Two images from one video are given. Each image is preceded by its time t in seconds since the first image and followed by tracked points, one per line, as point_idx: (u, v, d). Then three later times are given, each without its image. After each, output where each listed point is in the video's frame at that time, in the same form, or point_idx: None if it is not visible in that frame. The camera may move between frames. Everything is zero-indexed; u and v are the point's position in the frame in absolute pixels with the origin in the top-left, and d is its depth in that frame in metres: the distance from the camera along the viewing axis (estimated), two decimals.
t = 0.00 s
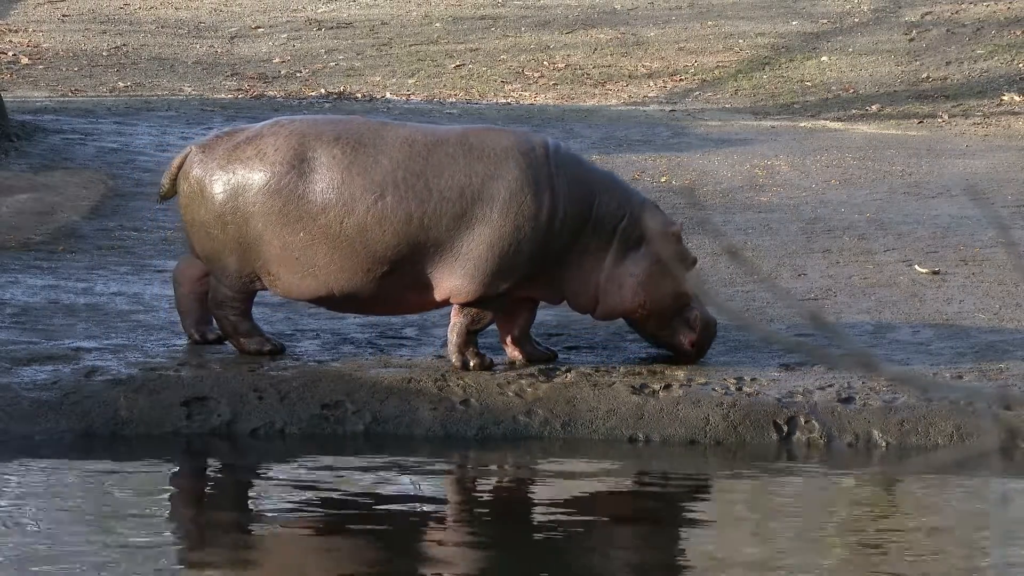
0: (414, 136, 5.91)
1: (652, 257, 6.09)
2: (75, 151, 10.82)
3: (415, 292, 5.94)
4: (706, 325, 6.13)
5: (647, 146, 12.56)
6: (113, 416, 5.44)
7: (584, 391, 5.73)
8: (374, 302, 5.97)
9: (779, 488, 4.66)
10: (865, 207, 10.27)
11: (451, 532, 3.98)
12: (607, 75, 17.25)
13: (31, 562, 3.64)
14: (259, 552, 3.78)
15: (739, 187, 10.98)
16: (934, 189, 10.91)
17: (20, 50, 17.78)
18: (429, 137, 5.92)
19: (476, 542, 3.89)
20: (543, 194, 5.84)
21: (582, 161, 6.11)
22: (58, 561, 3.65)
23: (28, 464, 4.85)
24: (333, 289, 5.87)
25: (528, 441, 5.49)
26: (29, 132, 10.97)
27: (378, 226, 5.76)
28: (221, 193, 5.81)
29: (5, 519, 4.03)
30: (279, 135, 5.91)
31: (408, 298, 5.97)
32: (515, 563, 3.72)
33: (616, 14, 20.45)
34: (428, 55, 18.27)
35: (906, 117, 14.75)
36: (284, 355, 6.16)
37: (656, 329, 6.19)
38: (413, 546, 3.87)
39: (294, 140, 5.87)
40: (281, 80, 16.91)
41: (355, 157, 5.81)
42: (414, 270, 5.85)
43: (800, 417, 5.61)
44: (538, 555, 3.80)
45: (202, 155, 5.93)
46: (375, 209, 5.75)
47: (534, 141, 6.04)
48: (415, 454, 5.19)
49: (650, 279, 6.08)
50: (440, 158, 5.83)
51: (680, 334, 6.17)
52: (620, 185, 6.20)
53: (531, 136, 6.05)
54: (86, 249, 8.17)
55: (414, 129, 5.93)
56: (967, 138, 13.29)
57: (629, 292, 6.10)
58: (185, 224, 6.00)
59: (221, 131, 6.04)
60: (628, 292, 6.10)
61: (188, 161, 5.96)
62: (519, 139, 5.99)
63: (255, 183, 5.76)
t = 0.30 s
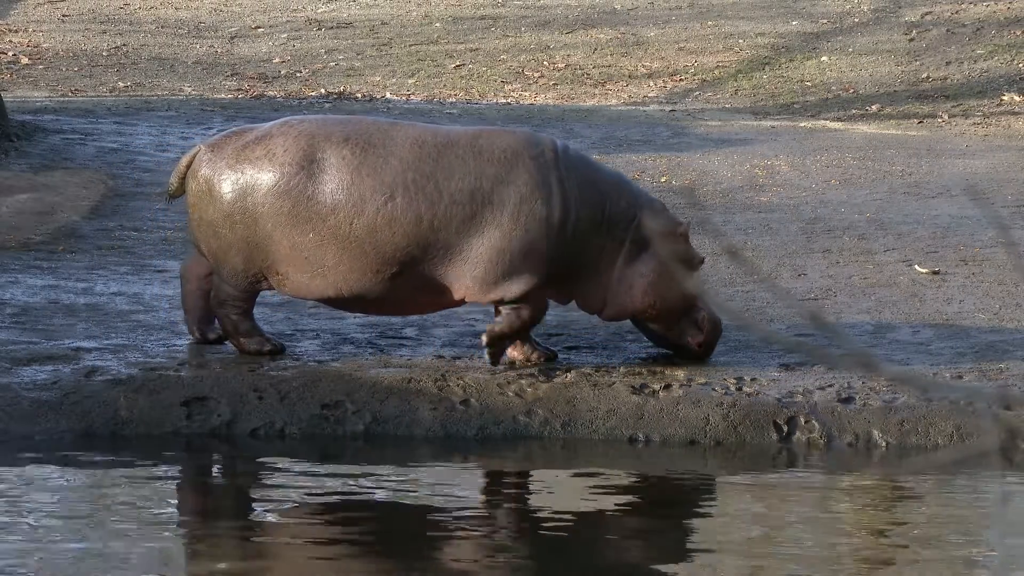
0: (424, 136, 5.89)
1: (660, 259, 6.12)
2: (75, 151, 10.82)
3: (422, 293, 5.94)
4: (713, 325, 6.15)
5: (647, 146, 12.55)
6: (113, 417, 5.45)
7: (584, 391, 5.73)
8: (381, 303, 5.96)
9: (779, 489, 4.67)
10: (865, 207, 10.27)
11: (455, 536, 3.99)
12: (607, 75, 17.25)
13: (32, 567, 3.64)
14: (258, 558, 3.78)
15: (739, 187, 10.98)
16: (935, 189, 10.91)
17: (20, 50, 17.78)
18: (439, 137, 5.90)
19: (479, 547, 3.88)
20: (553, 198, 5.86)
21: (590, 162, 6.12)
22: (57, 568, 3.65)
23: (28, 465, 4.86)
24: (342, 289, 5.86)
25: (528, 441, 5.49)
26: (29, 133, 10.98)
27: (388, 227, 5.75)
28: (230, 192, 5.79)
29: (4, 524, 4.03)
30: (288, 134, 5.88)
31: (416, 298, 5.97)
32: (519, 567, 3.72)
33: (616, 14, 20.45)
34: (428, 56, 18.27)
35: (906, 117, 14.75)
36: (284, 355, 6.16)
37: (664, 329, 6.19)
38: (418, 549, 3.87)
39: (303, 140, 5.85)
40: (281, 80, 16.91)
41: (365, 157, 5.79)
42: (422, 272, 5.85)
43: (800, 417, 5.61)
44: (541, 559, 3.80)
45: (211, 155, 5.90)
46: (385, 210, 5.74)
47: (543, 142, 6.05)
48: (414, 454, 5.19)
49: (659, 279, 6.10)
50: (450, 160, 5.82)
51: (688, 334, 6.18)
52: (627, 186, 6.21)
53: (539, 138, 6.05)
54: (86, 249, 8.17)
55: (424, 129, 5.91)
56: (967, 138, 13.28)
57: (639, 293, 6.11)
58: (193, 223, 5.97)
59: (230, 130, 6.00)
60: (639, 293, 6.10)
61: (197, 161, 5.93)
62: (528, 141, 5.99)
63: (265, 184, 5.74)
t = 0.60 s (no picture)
0: (430, 137, 5.90)
1: (666, 257, 6.13)
2: (75, 151, 10.82)
3: (428, 296, 5.94)
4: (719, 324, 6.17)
5: (647, 146, 12.55)
6: (113, 417, 5.45)
7: (584, 391, 5.73)
8: (388, 304, 5.98)
9: (779, 489, 4.66)
10: (865, 207, 10.27)
11: (458, 536, 4.00)
12: (607, 75, 17.25)
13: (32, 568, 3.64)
14: (259, 560, 3.78)
15: (739, 187, 10.98)
16: (935, 189, 10.91)
17: (20, 50, 17.78)
18: (445, 138, 5.91)
19: (483, 548, 3.89)
20: (561, 201, 5.86)
21: (599, 164, 6.11)
22: (57, 568, 3.65)
23: (28, 465, 4.86)
24: (347, 290, 5.87)
25: (528, 441, 5.49)
26: (29, 133, 10.98)
27: (394, 228, 5.75)
28: (236, 192, 5.82)
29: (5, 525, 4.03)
30: (294, 136, 5.91)
31: (423, 301, 5.98)
32: (523, 568, 3.72)
33: (616, 14, 20.45)
34: (428, 55, 18.27)
35: (906, 117, 14.75)
36: (284, 355, 6.16)
37: (672, 328, 6.21)
38: (422, 549, 3.88)
39: (310, 141, 5.87)
40: (281, 80, 16.91)
41: (371, 158, 5.80)
42: (428, 274, 5.84)
43: (800, 417, 5.60)
44: (544, 560, 3.80)
45: (217, 155, 5.94)
46: (391, 211, 5.74)
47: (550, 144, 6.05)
48: (414, 454, 5.19)
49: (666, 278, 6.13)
50: (456, 161, 5.82)
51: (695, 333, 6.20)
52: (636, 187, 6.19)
53: (547, 140, 6.06)
54: (86, 249, 8.17)
55: (431, 130, 5.92)
56: (967, 138, 13.28)
57: (647, 293, 6.10)
58: (198, 223, 6.00)
59: (237, 132, 6.04)
60: (648, 293, 6.10)
61: (203, 161, 5.96)
62: (536, 143, 6.00)
63: (271, 184, 5.77)
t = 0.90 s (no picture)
0: (439, 136, 5.91)
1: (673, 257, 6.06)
2: (75, 151, 10.82)
3: (438, 295, 5.92)
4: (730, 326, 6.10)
5: (647, 146, 12.55)
6: (113, 417, 5.45)
7: (584, 391, 5.73)
8: (398, 304, 5.96)
9: (778, 489, 4.67)
10: (865, 207, 10.27)
11: (463, 535, 4.00)
12: (607, 75, 17.25)
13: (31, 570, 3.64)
14: (260, 560, 3.78)
15: (739, 187, 10.98)
16: (934, 189, 10.90)
17: (20, 50, 17.78)
18: (454, 136, 5.92)
19: (484, 548, 3.89)
20: (573, 198, 5.87)
21: (607, 162, 6.13)
22: (56, 569, 3.66)
23: (28, 466, 4.86)
24: (358, 289, 5.86)
25: (528, 441, 5.50)
26: (29, 133, 10.98)
27: (405, 225, 5.75)
28: (245, 191, 5.81)
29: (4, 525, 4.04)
30: (303, 135, 5.92)
31: (434, 301, 5.96)
32: (526, 568, 3.73)
33: (616, 14, 20.44)
34: (428, 55, 18.27)
35: (906, 117, 14.75)
36: (284, 356, 6.17)
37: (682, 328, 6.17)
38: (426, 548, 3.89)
39: (319, 140, 5.88)
40: (281, 80, 16.91)
41: (381, 156, 5.81)
42: (439, 272, 5.83)
43: (800, 417, 5.61)
44: (548, 559, 3.81)
45: (225, 156, 5.93)
46: (402, 208, 5.74)
47: (559, 144, 6.07)
48: (414, 455, 5.19)
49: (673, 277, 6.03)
50: (467, 158, 5.83)
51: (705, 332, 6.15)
52: (643, 186, 6.21)
53: (555, 139, 6.08)
54: (86, 249, 8.17)
55: (439, 128, 5.93)
56: (967, 138, 13.28)
57: (657, 293, 6.06)
58: (205, 224, 5.99)
59: (244, 134, 6.04)
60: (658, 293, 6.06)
61: (211, 163, 5.96)
62: (544, 141, 6.01)
63: (281, 183, 5.77)
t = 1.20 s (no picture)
0: (453, 135, 5.90)
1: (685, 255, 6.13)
2: (76, 151, 10.82)
3: (450, 295, 5.92)
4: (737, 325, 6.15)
5: (647, 146, 12.55)
6: (113, 416, 5.45)
7: (584, 392, 5.73)
8: (412, 304, 5.96)
9: (779, 490, 4.66)
10: (865, 207, 10.27)
11: (466, 537, 4.00)
12: (607, 75, 17.25)
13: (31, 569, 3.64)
14: (258, 560, 3.78)
15: (739, 187, 10.98)
16: (934, 189, 10.90)
17: (20, 50, 17.78)
18: (468, 135, 5.90)
19: (485, 548, 3.89)
20: (588, 199, 5.87)
21: (620, 162, 6.13)
22: (56, 569, 3.65)
23: (28, 466, 4.86)
24: (370, 289, 5.86)
25: (528, 442, 5.50)
26: (29, 133, 10.98)
27: (420, 226, 5.73)
28: (259, 192, 5.78)
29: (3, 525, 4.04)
30: (316, 135, 5.89)
31: (446, 301, 5.95)
32: (527, 567, 3.73)
33: (616, 14, 20.44)
34: (428, 56, 18.27)
35: (906, 117, 14.75)
36: (284, 356, 6.17)
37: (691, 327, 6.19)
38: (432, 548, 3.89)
39: (332, 140, 5.86)
40: (282, 80, 16.91)
41: (395, 156, 5.79)
42: (453, 272, 5.82)
43: (800, 417, 5.60)
44: (549, 559, 3.81)
45: (239, 157, 5.91)
46: (417, 208, 5.73)
47: (572, 143, 6.06)
48: (414, 455, 5.19)
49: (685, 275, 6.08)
50: (482, 158, 5.81)
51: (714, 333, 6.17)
52: (655, 185, 6.22)
53: (569, 139, 6.07)
54: (86, 249, 8.17)
55: (452, 128, 5.91)
56: (967, 138, 13.28)
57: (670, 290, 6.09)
58: (217, 225, 5.96)
59: (256, 134, 6.02)
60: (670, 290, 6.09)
61: (224, 164, 5.93)
62: (556, 141, 6.01)
63: (296, 183, 5.75)
